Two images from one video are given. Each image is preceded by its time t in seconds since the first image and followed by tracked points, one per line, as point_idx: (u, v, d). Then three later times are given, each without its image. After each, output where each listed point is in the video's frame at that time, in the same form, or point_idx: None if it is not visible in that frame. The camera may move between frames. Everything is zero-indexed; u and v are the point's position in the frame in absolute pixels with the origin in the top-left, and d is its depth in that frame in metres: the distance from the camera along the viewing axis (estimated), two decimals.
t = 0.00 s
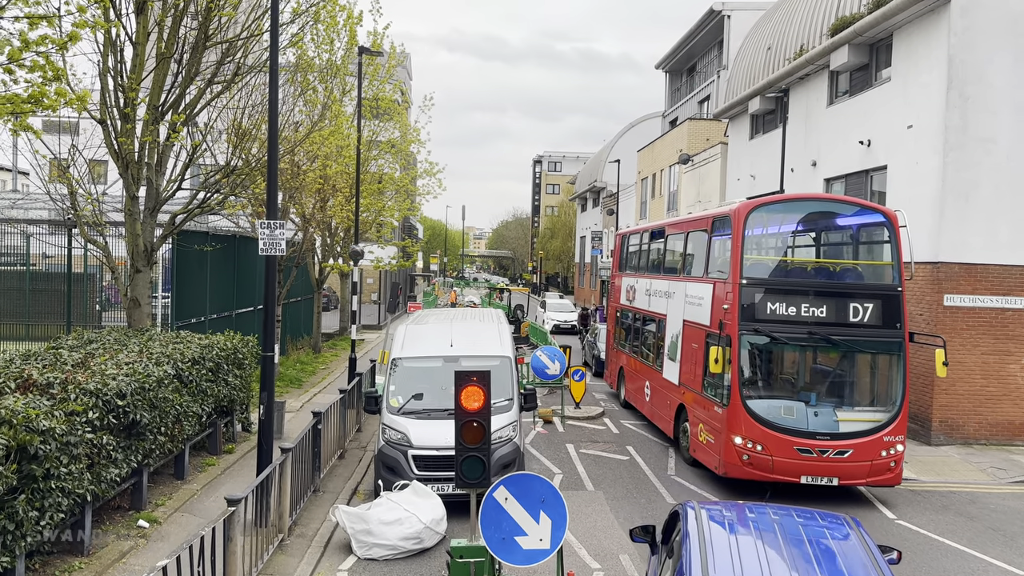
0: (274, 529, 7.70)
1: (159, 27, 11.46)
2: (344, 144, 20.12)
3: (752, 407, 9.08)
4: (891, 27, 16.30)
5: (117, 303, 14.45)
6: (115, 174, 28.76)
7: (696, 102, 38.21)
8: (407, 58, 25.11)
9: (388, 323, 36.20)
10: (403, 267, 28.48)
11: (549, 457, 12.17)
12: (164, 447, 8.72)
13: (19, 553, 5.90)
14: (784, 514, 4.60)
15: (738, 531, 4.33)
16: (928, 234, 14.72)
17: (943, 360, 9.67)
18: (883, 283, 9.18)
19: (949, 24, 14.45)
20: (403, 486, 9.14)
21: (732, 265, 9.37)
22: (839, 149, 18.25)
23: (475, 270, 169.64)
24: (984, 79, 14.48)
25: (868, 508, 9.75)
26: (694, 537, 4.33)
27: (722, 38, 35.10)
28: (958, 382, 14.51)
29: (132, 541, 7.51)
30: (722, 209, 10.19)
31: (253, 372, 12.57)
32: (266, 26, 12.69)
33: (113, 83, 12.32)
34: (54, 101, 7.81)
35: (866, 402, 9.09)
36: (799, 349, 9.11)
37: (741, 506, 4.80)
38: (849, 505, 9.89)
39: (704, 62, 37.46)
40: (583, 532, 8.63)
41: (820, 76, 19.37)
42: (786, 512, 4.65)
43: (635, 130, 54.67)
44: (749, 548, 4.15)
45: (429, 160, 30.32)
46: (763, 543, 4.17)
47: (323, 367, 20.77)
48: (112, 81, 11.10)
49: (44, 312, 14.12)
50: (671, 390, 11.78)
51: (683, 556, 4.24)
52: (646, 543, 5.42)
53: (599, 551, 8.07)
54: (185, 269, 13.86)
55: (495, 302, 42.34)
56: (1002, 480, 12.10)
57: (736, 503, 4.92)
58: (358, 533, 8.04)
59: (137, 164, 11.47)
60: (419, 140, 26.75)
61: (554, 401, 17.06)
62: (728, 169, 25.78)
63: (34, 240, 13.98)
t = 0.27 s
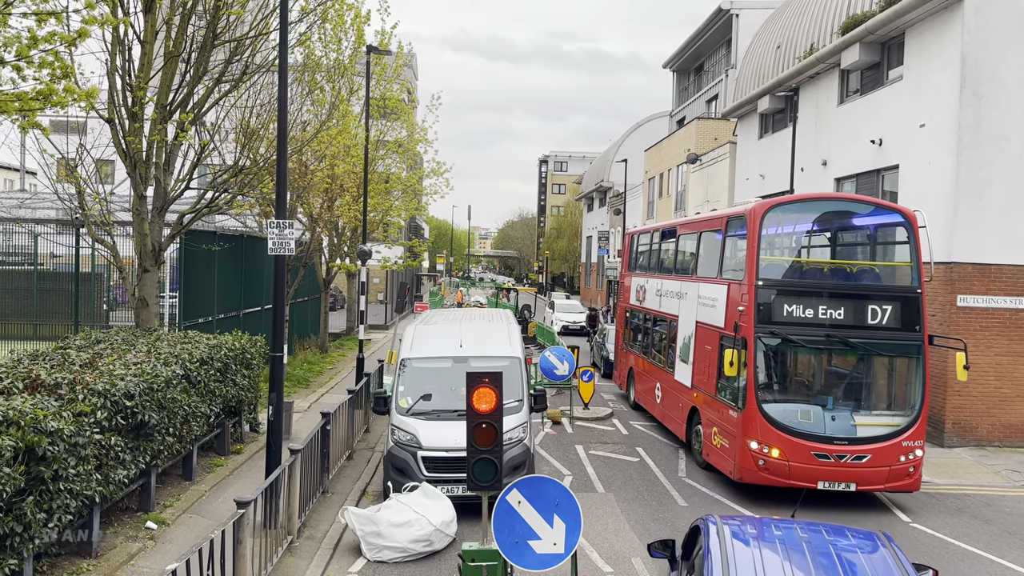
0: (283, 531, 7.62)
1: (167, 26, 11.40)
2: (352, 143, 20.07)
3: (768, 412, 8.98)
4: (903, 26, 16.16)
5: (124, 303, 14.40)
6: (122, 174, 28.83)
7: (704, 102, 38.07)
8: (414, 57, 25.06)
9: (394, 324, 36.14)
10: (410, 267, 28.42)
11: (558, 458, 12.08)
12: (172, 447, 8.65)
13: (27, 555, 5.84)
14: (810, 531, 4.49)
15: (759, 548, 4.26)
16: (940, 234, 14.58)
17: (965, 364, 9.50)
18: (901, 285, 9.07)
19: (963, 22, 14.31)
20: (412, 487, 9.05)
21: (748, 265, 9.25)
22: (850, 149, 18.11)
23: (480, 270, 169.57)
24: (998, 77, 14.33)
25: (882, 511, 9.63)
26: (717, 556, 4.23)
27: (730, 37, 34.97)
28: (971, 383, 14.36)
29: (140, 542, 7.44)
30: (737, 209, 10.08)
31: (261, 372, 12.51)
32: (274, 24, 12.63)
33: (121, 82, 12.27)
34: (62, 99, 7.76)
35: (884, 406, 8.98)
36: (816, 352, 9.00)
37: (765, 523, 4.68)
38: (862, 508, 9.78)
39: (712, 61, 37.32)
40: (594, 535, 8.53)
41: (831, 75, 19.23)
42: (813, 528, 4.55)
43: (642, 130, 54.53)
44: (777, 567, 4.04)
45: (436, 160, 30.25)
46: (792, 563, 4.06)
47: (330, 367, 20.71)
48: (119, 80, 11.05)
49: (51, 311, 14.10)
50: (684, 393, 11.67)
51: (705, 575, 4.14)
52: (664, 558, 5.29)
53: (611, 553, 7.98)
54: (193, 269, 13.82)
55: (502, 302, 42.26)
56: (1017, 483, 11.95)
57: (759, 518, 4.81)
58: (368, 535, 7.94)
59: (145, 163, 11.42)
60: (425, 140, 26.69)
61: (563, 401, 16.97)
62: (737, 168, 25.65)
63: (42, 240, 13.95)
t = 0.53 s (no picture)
0: (293, 533, 7.55)
1: (177, 24, 11.35)
2: (361, 142, 20.01)
3: (784, 413, 8.86)
4: (916, 24, 16.02)
5: (132, 302, 14.35)
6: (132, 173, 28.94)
7: (713, 101, 37.90)
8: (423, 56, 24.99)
9: (402, 324, 36.07)
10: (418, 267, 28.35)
11: (569, 459, 12.00)
12: (182, 447, 8.59)
13: (37, 556, 5.78)
14: (842, 548, 4.38)
15: (784, 566, 4.16)
16: (955, 234, 14.44)
17: (986, 365, 9.35)
18: (919, 284, 8.95)
19: (978, 20, 14.15)
20: (423, 488, 8.97)
21: (764, 265, 9.15)
22: (862, 148, 17.97)
23: (487, 270, 169.55)
24: (1014, 75, 14.17)
25: (898, 514, 9.51)
26: (745, 573, 4.10)
27: (739, 36, 34.80)
28: (986, 384, 14.21)
29: (149, 544, 7.38)
30: (752, 208, 9.99)
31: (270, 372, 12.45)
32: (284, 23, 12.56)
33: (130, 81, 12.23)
34: (73, 96, 7.71)
35: (901, 407, 8.85)
36: (833, 353, 8.87)
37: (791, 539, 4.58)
38: (877, 511, 9.68)
39: (721, 60, 37.16)
40: (606, 537, 8.43)
41: (843, 74, 19.08)
42: (840, 544, 4.45)
43: (650, 129, 54.36)
44: None
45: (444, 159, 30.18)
46: None
47: (338, 367, 20.65)
48: (129, 78, 11.00)
49: (60, 310, 14.08)
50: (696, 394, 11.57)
51: None
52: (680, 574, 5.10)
53: (623, 556, 7.89)
54: (202, 269, 13.77)
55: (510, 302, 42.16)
56: None
57: (780, 535, 4.70)
58: (379, 536, 7.88)
59: (154, 162, 11.37)
60: (434, 139, 26.62)
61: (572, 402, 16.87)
62: (747, 168, 25.51)
63: (51, 239, 13.92)
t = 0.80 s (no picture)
0: (304, 534, 7.48)
1: (187, 22, 11.30)
2: (369, 142, 19.96)
3: (801, 415, 8.74)
4: (930, 22, 15.87)
5: (141, 301, 14.31)
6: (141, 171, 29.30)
7: (722, 100, 37.74)
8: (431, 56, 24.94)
9: (409, 324, 36.03)
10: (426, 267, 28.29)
11: (579, 461, 11.92)
12: (192, 448, 8.54)
13: (47, 558, 5.72)
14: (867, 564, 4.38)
15: None
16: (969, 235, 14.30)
17: (1007, 367, 9.20)
18: (937, 284, 8.84)
19: (994, 18, 13.99)
20: (434, 490, 8.89)
21: (780, 264, 9.04)
22: (874, 147, 17.83)
23: (494, 270, 169.50)
24: None
25: (914, 518, 9.39)
26: None
27: (749, 35, 34.65)
28: (1002, 386, 14.06)
29: (159, 545, 7.31)
30: (768, 206, 9.87)
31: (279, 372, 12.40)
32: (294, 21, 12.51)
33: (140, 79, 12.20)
34: (84, 93, 7.67)
35: (920, 409, 8.74)
36: (851, 354, 8.77)
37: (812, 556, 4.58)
38: (893, 514, 9.56)
39: (730, 59, 37.00)
40: (619, 540, 8.33)
41: (855, 73, 18.94)
42: (868, 561, 4.44)
43: (658, 129, 54.22)
44: None
45: (452, 159, 30.11)
46: None
47: (347, 367, 20.60)
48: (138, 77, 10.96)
49: (69, 310, 14.06)
50: (709, 396, 11.46)
51: None
52: None
53: (637, 559, 7.80)
54: (211, 268, 13.73)
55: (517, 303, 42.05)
56: None
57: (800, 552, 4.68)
58: (390, 539, 7.78)
59: (163, 161, 11.33)
60: (442, 139, 26.56)
61: (582, 403, 16.77)
62: (757, 167, 25.38)
63: (60, 238, 13.89)
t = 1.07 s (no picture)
0: (316, 537, 7.41)
1: (197, 21, 11.23)
2: (379, 141, 19.91)
3: (819, 419, 8.64)
4: (945, 20, 15.71)
5: (149, 301, 14.26)
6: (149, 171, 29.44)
7: (731, 100, 37.58)
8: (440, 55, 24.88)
9: (417, 324, 35.96)
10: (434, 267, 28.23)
11: (591, 462, 11.83)
12: (202, 449, 8.48)
13: (58, 561, 5.65)
14: None
15: None
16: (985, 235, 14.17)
17: None
18: (956, 285, 8.72)
19: (1010, 16, 13.83)
20: (445, 492, 8.81)
21: (797, 266, 8.92)
22: (888, 147, 17.69)
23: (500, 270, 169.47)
24: None
25: (931, 523, 9.27)
26: None
27: (759, 34, 34.48)
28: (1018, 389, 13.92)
29: (169, 547, 7.25)
30: (784, 207, 9.76)
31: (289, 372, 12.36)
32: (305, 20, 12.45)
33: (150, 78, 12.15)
34: (97, 91, 7.61)
35: (939, 414, 8.64)
36: (869, 356, 8.66)
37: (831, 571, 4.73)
38: (909, 519, 9.46)
39: (740, 59, 36.87)
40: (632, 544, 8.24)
41: (867, 72, 18.80)
42: None
43: (666, 129, 54.07)
44: None
45: (459, 159, 30.02)
46: None
47: (356, 367, 20.54)
48: (148, 76, 10.91)
49: (78, 309, 14.05)
50: (723, 398, 11.35)
51: None
52: None
53: (651, 563, 7.71)
54: (220, 268, 13.69)
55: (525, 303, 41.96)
56: None
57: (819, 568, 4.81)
58: (402, 541, 7.68)
59: (173, 160, 11.29)
60: (450, 139, 26.49)
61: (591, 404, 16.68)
62: (768, 167, 25.24)
63: (69, 238, 13.86)
